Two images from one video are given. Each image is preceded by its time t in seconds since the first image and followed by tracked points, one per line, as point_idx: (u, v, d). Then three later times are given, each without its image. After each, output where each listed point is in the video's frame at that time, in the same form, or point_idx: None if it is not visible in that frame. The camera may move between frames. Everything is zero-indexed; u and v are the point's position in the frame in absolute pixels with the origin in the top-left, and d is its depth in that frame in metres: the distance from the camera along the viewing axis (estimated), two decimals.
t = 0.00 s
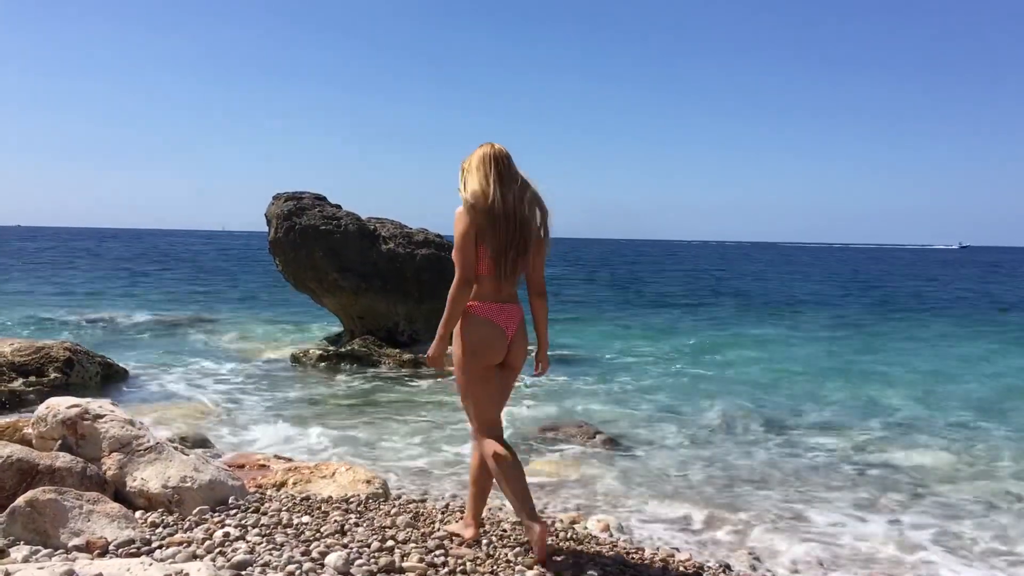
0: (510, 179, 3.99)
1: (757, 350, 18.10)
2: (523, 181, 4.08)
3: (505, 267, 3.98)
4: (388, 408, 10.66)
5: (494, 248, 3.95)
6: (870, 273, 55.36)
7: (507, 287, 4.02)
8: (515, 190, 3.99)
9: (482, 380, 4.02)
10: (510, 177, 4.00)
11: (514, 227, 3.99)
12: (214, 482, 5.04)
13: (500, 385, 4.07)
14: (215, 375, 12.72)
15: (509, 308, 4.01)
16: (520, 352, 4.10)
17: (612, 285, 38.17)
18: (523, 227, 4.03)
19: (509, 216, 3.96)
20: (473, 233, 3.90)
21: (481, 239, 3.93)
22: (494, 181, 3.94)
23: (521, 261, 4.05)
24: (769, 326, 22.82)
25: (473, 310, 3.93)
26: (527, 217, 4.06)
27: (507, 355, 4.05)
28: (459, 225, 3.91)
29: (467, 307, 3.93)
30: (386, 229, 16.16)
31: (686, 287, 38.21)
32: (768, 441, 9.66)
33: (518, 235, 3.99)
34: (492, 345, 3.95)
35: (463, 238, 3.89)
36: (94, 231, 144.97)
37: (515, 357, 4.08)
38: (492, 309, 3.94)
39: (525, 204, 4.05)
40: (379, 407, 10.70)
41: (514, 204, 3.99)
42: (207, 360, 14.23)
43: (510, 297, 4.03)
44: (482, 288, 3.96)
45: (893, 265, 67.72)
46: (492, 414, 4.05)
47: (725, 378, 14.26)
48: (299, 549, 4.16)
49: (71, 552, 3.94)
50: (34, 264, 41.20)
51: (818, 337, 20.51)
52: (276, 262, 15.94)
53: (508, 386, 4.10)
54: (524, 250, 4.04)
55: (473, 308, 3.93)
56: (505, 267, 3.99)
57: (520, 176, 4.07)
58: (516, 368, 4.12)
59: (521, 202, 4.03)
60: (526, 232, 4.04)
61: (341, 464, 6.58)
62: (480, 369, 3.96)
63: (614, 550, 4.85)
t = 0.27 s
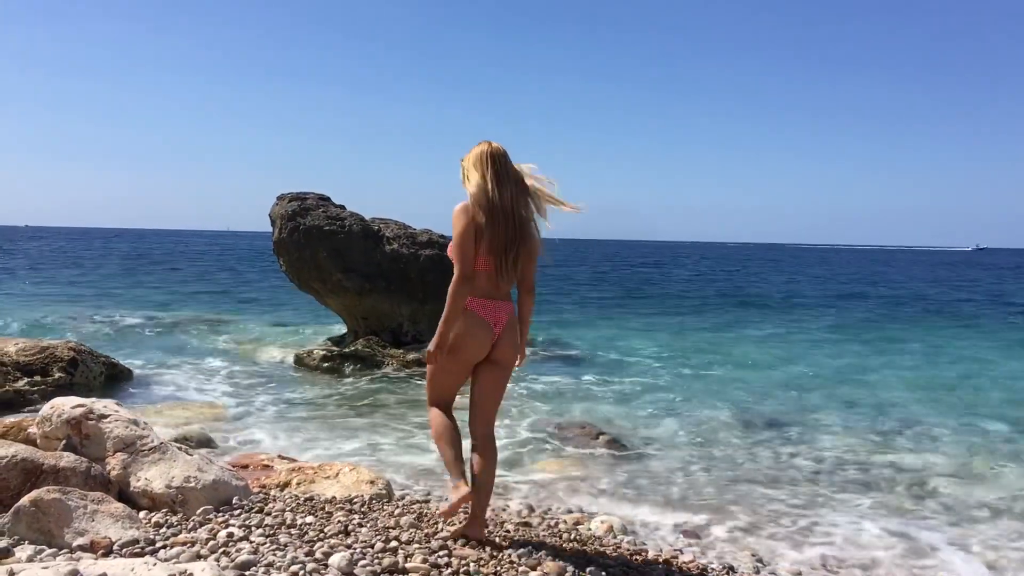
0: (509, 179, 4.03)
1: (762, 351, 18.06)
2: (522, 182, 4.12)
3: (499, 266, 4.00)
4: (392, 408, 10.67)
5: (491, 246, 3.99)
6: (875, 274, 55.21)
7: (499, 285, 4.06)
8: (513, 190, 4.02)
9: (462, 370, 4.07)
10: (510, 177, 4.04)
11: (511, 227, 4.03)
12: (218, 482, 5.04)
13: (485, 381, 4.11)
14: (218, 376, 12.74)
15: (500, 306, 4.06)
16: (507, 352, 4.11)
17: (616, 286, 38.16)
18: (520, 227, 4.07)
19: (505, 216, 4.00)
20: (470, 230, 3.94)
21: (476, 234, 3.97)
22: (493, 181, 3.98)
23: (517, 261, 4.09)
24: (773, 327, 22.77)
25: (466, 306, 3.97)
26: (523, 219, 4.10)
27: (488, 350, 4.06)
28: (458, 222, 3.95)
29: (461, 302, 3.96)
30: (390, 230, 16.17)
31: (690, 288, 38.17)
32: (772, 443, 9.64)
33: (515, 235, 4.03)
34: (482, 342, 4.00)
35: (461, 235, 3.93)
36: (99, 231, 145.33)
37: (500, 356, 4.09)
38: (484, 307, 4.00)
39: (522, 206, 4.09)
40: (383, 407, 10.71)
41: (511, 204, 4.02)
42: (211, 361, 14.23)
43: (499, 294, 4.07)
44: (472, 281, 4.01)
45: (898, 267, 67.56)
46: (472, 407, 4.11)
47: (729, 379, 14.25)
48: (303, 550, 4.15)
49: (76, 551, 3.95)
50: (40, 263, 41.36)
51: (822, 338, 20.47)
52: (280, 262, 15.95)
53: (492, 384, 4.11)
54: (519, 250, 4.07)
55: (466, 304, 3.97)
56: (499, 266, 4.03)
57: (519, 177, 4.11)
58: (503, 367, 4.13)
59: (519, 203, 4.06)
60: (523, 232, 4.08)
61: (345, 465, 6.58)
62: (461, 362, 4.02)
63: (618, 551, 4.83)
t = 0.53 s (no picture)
0: (508, 181, 3.99)
1: (769, 352, 18.00)
2: (525, 183, 4.08)
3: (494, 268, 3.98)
4: (398, 408, 10.66)
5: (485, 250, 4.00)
6: (882, 275, 54.99)
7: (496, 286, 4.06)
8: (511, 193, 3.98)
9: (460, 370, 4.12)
10: (509, 180, 4.00)
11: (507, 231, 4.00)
12: (224, 481, 5.04)
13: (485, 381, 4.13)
14: (225, 375, 12.77)
15: (496, 308, 4.07)
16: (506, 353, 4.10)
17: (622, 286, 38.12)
18: (516, 230, 4.03)
19: (503, 217, 3.97)
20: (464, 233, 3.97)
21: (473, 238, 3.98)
22: (490, 183, 3.96)
23: (513, 264, 4.07)
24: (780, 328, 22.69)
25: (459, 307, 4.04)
26: (524, 221, 4.06)
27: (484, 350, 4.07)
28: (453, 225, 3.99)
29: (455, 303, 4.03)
30: (396, 230, 16.16)
31: (697, 289, 38.10)
32: (779, 443, 9.60)
33: (510, 238, 4.01)
34: (474, 343, 4.06)
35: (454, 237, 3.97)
36: (106, 231, 145.89)
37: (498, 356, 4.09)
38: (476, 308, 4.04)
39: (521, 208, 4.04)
40: (388, 407, 10.70)
41: (510, 206, 3.99)
42: (218, 360, 14.27)
43: (498, 295, 4.07)
44: (470, 283, 4.05)
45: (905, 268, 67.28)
46: (473, 406, 4.16)
47: (735, 380, 14.20)
48: (309, 549, 4.15)
49: (82, 550, 3.95)
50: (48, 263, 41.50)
51: (829, 339, 20.39)
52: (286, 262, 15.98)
53: (492, 384, 4.12)
54: (518, 252, 4.06)
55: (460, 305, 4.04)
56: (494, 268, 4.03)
57: (521, 178, 4.06)
58: (502, 368, 4.12)
59: (519, 205, 4.02)
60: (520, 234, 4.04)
61: (351, 464, 6.58)
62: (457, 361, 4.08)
63: (625, 552, 4.80)
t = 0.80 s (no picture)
0: (507, 183, 3.97)
1: (776, 353, 17.95)
2: (528, 184, 4.04)
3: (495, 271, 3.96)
4: (405, 408, 10.67)
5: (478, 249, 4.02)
6: (890, 276, 54.81)
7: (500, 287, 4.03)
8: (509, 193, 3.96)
9: (468, 370, 4.14)
10: (508, 180, 3.98)
11: (498, 229, 3.98)
12: (233, 481, 5.04)
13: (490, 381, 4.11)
14: (232, 375, 12.79)
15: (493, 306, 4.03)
16: (510, 354, 4.03)
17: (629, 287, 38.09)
18: (510, 229, 3.99)
19: (502, 217, 3.96)
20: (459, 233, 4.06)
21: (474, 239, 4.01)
22: (489, 185, 3.97)
23: (508, 263, 4.02)
24: (789, 329, 22.60)
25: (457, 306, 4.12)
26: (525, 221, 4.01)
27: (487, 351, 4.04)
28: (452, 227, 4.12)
29: (454, 302, 4.14)
30: (404, 230, 16.17)
31: (704, 290, 38.04)
32: (788, 444, 9.57)
33: (502, 237, 3.98)
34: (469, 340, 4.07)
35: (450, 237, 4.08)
36: (115, 232, 146.56)
37: (502, 358, 4.04)
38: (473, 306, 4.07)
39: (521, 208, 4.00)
40: (396, 408, 10.71)
41: (510, 207, 3.97)
42: (226, 360, 14.30)
43: (501, 295, 4.04)
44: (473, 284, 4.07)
45: (914, 269, 66.98)
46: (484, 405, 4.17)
47: (743, 380, 14.15)
48: (317, 549, 4.14)
49: (92, 548, 3.96)
50: (58, 263, 41.70)
51: (837, 340, 20.31)
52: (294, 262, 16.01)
53: (499, 385, 4.09)
54: (512, 250, 4.01)
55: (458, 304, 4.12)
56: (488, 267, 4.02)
57: (523, 179, 4.02)
58: (508, 369, 4.07)
59: (519, 205, 3.99)
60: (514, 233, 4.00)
61: (360, 464, 6.57)
62: (463, 361, 4.11)
63: (633, 553, 4.76)
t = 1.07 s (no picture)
0: (507, 186, 3.96)
1: (783, 355, 17.90)
2: (528, 187, 4.03)
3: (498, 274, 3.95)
4: (412, 411, 10.69)
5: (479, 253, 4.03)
6: (898, 278, 54.58)
7: (505, 289, 4.02)
8: (509, 197, 3.95)
9: (478, 372, 4.15)
10: (508, 184, 3.97)
11: (498, 233, 3.98)
12: (241, 483, 5.05)
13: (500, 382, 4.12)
14: (240, 377, 12.84)
15: (496, 310, 4.02)
16: (517, 355, 4.01)
17: (636, 289, 38.06)
18: (509, 232, 3.98)
19: (503, 221, 3.96)
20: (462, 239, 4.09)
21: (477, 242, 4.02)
22: (489, 189, 3.97)
23: (510, 266, 4.01)
24: (796, 331, 22.53)
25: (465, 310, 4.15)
26: (526, 223, 3.99)
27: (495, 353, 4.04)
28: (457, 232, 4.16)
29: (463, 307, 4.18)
30: (411, 233, 16.19)
31: (711, 292, 37.98)
32: (795, 446, 9.54)
33: (502, 241, 3.98)
34: (475, 344, 4.09)
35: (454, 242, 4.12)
36: (123, 235, 147.23)
37: (508, 359, 4.02)
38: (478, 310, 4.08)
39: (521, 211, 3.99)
40: (403, 410, 10.73)
41: (510, 210, 3.96)
42: (234, 362, 14.35)
43: (506, 298, 4.02)
44: (478, 288, 4.07)
45: (922, 271, 66.69)
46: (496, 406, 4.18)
47: (751, 383, 14.12)
48: (324, 552, 4.14)
49: (100, 550, 3.97)
50: (69, 266, 41.97)
51: (845, 342, 20.25)
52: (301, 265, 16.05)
53: (509, 387, 4.09)
54: (512, 253, 4.00)
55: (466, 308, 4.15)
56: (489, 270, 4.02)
57: (522, 181, 4.01)
58: (517, 371, 4.05)
59: (520, 207, 3.98)
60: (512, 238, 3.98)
61: (367, 467, 6.58)
62: (472, 363, 4.12)
63: (641, 556, 4.74)
